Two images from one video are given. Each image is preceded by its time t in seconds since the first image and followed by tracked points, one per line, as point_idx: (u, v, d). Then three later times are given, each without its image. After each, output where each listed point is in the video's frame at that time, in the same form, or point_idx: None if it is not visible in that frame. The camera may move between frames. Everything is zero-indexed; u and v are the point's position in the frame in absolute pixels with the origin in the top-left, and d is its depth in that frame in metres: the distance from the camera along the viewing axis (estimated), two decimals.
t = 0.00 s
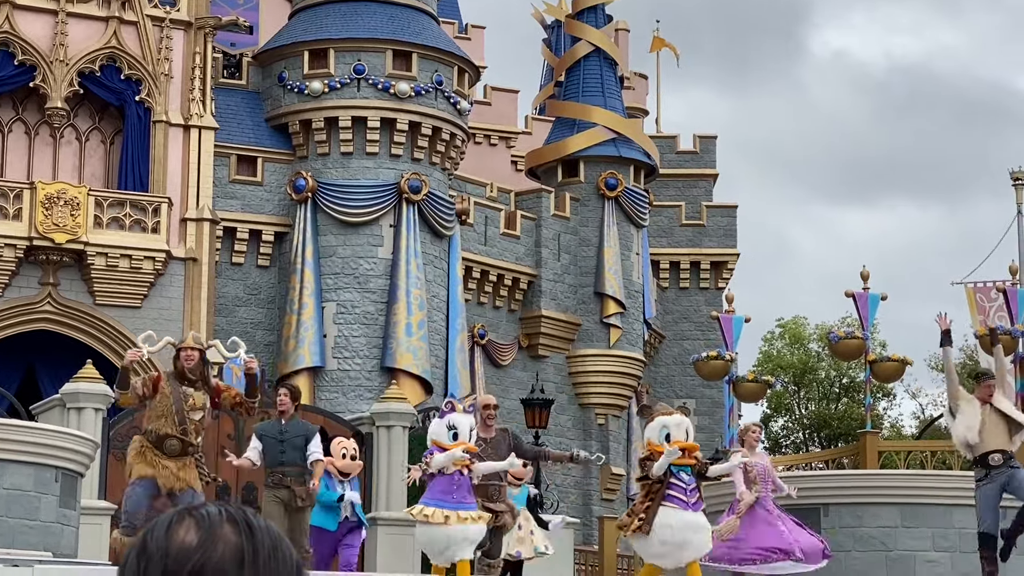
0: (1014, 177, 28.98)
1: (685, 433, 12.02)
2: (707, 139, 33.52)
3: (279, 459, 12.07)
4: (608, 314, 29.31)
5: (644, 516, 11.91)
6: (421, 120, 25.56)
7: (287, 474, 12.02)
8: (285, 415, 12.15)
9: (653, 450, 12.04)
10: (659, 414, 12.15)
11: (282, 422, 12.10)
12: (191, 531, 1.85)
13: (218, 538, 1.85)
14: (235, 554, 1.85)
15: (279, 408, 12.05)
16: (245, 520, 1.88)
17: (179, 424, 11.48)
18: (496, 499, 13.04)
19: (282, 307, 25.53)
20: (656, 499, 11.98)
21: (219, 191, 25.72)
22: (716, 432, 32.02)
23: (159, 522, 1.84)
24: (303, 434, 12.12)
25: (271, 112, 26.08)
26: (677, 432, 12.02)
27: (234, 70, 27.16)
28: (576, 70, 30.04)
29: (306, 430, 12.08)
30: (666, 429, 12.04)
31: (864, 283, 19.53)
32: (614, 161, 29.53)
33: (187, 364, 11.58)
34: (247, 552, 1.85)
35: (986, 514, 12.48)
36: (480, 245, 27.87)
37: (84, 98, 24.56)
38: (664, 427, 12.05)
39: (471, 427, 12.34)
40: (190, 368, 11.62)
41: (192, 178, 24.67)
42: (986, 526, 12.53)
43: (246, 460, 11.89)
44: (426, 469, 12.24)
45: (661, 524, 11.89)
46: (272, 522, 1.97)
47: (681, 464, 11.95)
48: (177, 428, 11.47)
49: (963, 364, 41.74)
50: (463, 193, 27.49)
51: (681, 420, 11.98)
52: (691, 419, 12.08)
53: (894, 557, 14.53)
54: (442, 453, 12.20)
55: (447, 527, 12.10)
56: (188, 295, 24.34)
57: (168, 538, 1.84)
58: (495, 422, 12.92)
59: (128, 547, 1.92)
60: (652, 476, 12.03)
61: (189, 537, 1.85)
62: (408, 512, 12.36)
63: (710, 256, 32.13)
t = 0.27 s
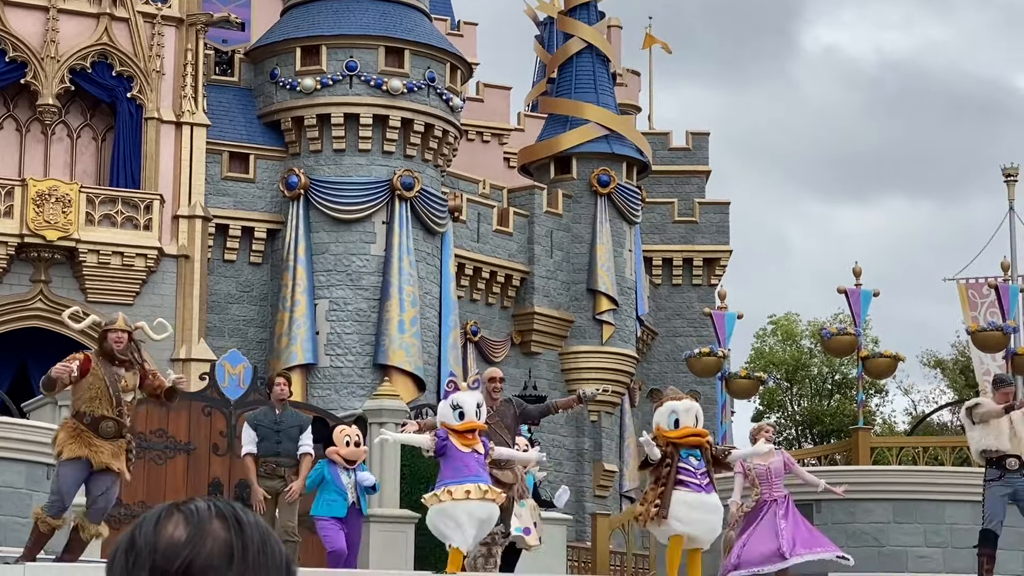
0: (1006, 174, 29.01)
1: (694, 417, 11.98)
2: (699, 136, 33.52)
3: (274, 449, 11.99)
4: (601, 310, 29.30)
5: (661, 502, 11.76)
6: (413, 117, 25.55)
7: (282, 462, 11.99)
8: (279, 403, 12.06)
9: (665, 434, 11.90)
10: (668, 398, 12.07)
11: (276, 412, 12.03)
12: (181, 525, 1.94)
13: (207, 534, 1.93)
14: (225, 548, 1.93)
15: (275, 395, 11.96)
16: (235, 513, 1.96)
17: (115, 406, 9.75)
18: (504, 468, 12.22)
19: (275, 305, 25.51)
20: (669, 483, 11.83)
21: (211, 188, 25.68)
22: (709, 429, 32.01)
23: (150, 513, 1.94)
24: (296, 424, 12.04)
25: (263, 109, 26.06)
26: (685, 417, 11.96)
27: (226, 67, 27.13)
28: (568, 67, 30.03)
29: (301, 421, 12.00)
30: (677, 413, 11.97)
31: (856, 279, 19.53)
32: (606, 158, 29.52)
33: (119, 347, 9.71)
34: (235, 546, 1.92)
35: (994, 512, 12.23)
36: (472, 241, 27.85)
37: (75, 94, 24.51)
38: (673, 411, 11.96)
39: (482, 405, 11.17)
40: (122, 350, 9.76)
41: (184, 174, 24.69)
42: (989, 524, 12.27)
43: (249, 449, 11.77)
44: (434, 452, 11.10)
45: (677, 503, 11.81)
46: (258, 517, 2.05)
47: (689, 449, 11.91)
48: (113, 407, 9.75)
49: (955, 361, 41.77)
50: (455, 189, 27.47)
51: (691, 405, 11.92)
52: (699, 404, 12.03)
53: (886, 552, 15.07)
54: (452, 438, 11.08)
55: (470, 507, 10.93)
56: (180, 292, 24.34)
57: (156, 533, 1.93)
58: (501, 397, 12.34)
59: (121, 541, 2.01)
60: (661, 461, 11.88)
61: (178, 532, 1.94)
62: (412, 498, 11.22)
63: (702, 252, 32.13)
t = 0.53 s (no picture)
0: (1000, 170, 29.02)
1: (695, 412, 12.23)
2: (693, 133, 33.53)
3: (267, 444, 12.03)
4: (594, 308, 29.30)
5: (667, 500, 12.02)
6: (407, 114, 25.53)
7: (275, 457, 12.01)
8: (271, 401, 12.17)
9: (664, 428, 12.15)
10: (668, 393, 12.35)
11: (269, 406, 12.12)
12: (174, 522, 2.22)
13: (199, 531, 2.21)
14: (216, 545, 2.21)
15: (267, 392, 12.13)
16: (225, 512, 2.24)
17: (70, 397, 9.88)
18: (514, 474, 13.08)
19: (269, 302, 25.50)
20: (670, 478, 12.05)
21: (205, 185, 25.66)
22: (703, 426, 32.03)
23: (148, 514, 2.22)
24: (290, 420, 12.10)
25: (256, 106, 26.04)
26: (687, 412, 12.22)
27: (219, 64, 27.11)
28: (562, 64, 30.02)
29: (293, 414, 12.09)
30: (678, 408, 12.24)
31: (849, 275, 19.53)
32: (600, 155, 29.51)
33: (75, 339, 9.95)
34: (225, 544, 2.21)
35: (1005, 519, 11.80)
36: (466, 239, 27.85)
37: (68, 92, 24.51)
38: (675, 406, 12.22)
39: (488, 410, 11.94)
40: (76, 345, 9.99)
41: (177, 171, 24.62)
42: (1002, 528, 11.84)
43: (239, 438, 11.85)
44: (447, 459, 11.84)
45: (683, 501, 12.08)
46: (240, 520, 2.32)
47: (688, 444, 12.19)
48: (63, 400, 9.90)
49: (949, 357, 41.80)
50: (448, 187, 27.47)
51: (693, 400, 12.18)
52: (700, 399, 12.30)
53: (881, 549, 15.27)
54: (463, 443, 11.81)
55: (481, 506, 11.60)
56: (174, 289, 24.30)
57: (149, 530, 2.21)
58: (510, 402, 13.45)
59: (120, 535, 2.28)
60: (660, 454, 12.09)
61: (171, 529, 2.21)
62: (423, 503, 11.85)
63: (696, 249, 32.14)
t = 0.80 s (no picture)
0: (996, 167, 29.03)
1: (695, 408, 12.30)
2: (690, 130, 33.51)
3: (259, 448, 11.63)
4: (591, 305, 29.30)
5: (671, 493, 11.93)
6: (403, 111, 25.52)
7: (268, 461, 11.62)
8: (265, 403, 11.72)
9: (663, 424, 12.24)
10: (667, 388, 12.45)
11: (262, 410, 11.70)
12: (175, 527, 1.89)
13: (202, 536, 1.88)
14: (219, 550, 1.88)
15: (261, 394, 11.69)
16: (229, 514, 1.91)
17: (50, 398, 9.57)
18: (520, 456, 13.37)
19: (265, 300, 25.49)
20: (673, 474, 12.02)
21: (201, 182, 25.66)
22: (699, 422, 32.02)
23: (144, 511, 1.88)
24: (283, 423, 11.69)
25: (252, 104, 26.01)
26: (688, 407, 12.29)
27: (215, 62, 27.08)
28: (558, 61, 30.01)
29: (287, 418, 11.66)
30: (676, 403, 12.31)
31: (845, 272, 19.54)
32: (597, 152, 29.50)
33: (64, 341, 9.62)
34: (230, 548, 1.87)
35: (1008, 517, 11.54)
36: (463, 236, 27.83)
37: (64, 90, 24.49)
38: (673, 400, 12.31)
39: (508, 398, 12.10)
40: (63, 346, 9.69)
41: (173, 169, 24.57)
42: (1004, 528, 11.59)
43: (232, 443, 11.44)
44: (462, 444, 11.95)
45: (688, 496, 11.97)
46: (250, 518, 1.99)
47: (689, 439, 12.27)
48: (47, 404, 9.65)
49: (945, 354, 41.80)
50: (445, 184, 27.45)
51: (692, 394, 12.24)
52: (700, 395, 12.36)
53: (876, 546, 15.31)
54: (477, 426, 11.98)
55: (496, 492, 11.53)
56: (170, 287, 24.26)
57: (149, 533, 1.88)
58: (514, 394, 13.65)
59: (113, 539, 1.94)
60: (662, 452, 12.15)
61: (173, 533, 1.88)
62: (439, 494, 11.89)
63: (693, 247, 32.13)
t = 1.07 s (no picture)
0: (994, 164, 29.03)
1: (695, 397, 12.29)
2: (687, 127, 33.53)
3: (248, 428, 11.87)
4: (589, 302, 29.32)
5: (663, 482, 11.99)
6: (401, 109, 25.53)
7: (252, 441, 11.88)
8: (259, 377, 11.84)
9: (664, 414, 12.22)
10: (668, 376, 12.42)
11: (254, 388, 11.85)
12: (177, 540, 2.10)
13: (204, 548, 2.08)
14: (220, 560, 2.08)
15: (252, 371, 11.79)
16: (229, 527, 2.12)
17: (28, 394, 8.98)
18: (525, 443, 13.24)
19: (263, 297, 25.49)
20: (666, 464, 12.07)
21: (199, 180, 25.68)
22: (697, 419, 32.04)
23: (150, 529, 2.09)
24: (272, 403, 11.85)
25: (251, 102, 26.02)
26: (688, 396, 12.28)
27: (213, 60, 27.10)
28: (556, 58, 30.01)
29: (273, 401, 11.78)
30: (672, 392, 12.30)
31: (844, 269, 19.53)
32: (595, 149, 29.52)
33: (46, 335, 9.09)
34: (231, 559, 2.08)
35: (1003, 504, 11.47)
36: (461, 233, 27.85)
37: (62, 88, 24.50)
38: (670, 390, 12.31)
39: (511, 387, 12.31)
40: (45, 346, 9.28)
41: (172, 167, 24.60)
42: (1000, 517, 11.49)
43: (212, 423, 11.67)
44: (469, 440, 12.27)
45: (680, 486, 12.03)
46: (252, 529, 2.20)
47: (688, 427, 12.22)
48: (28, 398, 9.00)
49: (944, 350, 41.82)
50: (443, 182, 27.47)
51: (692, 384, 12.23)
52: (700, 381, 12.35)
53: (875, 544, 15.35)
54: (482, 422, 12.25)
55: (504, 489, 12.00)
56: (168, 285, 24.27)
57: (153, 547, 2.09)
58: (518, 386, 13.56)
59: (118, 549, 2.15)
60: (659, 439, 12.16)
61: (174, 548, 2.09)
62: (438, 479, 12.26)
63: (691, 243, 32.15)
